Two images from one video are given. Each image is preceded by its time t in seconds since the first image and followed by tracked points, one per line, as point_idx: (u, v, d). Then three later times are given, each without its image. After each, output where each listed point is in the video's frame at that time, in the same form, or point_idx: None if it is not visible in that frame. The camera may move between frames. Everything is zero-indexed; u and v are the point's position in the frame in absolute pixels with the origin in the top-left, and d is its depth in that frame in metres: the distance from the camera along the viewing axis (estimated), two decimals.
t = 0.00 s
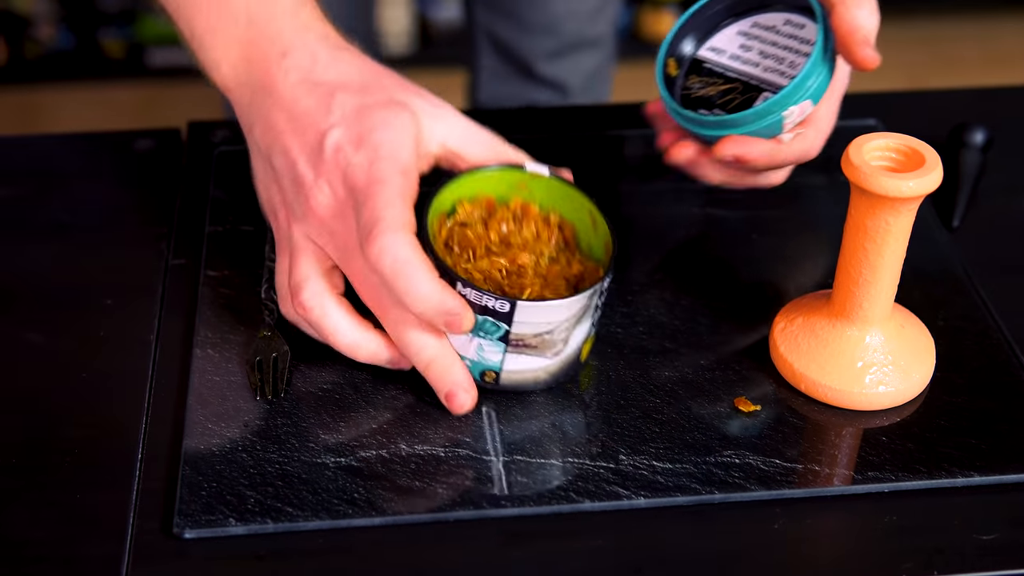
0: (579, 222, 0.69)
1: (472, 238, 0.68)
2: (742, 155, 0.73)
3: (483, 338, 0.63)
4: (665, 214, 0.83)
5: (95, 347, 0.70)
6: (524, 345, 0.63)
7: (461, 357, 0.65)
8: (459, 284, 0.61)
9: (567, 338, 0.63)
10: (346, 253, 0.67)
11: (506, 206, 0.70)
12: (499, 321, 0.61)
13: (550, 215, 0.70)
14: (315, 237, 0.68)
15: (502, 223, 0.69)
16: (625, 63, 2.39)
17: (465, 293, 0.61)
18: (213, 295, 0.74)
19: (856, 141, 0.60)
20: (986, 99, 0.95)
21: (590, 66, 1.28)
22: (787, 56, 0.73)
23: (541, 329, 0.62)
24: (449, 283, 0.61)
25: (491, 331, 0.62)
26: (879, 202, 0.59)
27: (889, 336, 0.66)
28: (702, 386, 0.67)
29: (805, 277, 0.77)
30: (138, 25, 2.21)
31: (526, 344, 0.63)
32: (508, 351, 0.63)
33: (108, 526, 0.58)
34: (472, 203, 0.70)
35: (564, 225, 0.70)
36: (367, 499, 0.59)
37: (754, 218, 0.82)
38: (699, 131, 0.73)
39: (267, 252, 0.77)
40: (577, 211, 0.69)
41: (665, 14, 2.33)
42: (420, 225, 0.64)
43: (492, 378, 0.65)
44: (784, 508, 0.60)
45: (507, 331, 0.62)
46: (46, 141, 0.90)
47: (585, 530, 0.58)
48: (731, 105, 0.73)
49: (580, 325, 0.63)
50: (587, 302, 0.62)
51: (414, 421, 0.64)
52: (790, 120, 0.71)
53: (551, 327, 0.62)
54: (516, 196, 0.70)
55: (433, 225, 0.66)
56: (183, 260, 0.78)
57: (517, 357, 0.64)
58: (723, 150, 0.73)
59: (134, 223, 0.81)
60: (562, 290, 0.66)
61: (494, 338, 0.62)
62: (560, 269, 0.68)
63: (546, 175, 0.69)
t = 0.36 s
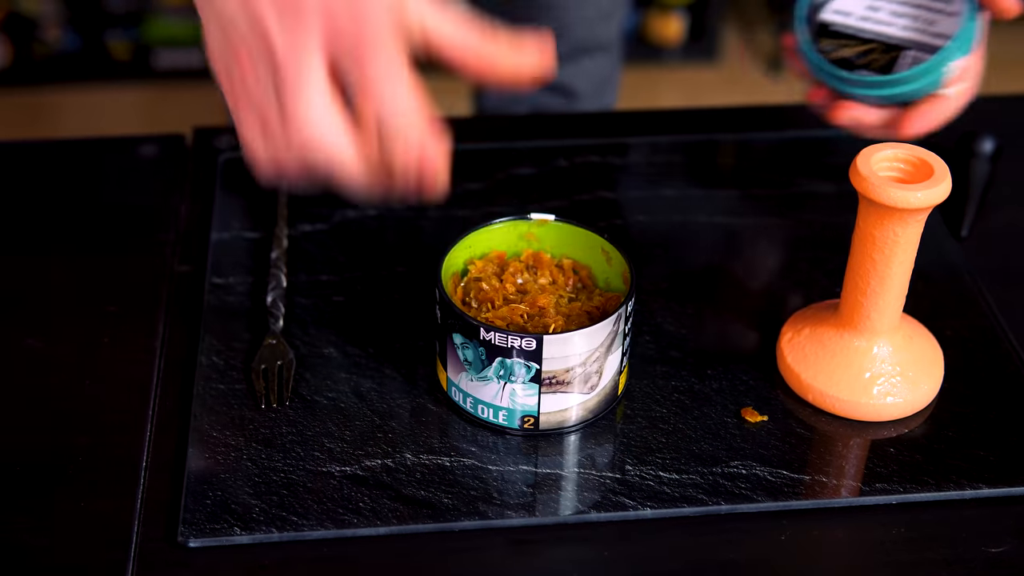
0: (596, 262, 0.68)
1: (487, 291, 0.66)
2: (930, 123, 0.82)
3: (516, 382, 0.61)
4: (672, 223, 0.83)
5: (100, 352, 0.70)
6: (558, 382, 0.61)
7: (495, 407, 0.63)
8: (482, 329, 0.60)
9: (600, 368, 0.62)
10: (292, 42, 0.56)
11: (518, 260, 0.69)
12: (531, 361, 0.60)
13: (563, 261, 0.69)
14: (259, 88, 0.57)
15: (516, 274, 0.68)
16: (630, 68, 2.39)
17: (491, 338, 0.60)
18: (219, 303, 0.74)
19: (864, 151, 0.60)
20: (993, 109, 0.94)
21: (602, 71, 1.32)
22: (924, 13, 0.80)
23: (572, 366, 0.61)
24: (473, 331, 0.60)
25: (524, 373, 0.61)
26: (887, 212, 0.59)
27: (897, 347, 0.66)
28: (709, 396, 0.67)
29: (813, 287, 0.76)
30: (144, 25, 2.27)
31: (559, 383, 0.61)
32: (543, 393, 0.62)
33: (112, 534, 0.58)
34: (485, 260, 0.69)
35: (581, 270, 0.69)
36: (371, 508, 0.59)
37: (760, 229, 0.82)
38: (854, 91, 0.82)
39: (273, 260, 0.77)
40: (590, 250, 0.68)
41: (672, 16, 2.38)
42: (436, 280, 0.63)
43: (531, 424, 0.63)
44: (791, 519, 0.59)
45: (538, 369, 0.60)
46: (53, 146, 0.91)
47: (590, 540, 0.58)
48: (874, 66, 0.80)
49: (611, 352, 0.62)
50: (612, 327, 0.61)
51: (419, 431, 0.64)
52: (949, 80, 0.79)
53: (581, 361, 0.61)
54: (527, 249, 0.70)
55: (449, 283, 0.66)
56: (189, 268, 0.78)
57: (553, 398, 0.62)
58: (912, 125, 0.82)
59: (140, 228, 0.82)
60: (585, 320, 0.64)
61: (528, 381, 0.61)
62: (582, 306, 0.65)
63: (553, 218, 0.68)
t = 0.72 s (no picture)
0: (600, 264, 0.68)
1: (490, 292, 0.65)
2: None
3: (519, 385, 0.61)
4: (676, 224, 0.82)
5: (102, 353, 0.70)
6: (561, 385, 0.61)
7: (498, 409, 0.63)
8: (485, 332, 0.59)
9: (604, 371, 0.62)
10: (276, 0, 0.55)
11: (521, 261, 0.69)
12: (534, 364, 0.59)
13: (567, 263, 0.69)
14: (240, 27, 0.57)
15: (519, 276, 0.67)
16: (635, 67, 2.39)
17: (494, 341, 0.59)
18: (220, 304, 0.74)
19: (871, 154, 0.60)
20: (1000, 111, 0.94)
21: (607, 72, 1.41)
22: None
23: (575, 368, 0.60)
24: (476, 334, 0.60)
25: (527, 376, 0.60)
26: (893, 215, 0.58)
27: (903, 350, 0.65)
28: (713, 399, 0.67)
29: (817, 288, 0.76)
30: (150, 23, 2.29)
31: (563, 386, 0.61)
32: (546, 396, 0.61)
33: (113, 537, 0.58)
34: (487, 262, 0.68)
35: (584, 272, 0.68)
36: (373, 512, 0.58)
37: (764, 230, 0.82)
38: None
39: (275, 261, 0.76)
40: (594, 252, 0.68)
41: (677, 16, 2.35)
42: (438, 281, 0.63)
43: (534, 427, 0.63)
44: (795, 524, 0.59)
45: (542, 373, 0.60)
46: (56, 145, 0.90)
47: (593, 544, 0.57)
48: None
49: (615, 355, 0.62)
50: (617, 330, 0.61)
51: (421, 433, 0.64)
52: None
53: (585, 363, 0.60)
54: (530, 251, 0.69)
55: (451, 285, 0.65)
56: (191, 268, 0.78)
57: (557, 402, 0.62)
58: None
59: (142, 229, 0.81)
60: (590, 321, 0.64)
61: (531, 384, 0.61)
62: (586, 307, 0.65)
63: (557, 219, 0.68)
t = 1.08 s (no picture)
0: (601, 265, 0.68)
1: (490, 292, 0.65)
2: None
3: (519, 384, 0.61)
4: (678, 225, 0.82)
5: (103, 352, 0.70)
6: (561, 385, 0.61)
7: (499, 409, 0.63)
8: (485, 331, 0.59)
9: (604, 371, 0.62)
10: None
11: (521, 261, 0.69)
12: (533, 364, 0.59)
13: (567, 263, 0.69)
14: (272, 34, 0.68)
15: (520, 276, 0.67)
16: (638, 68, 2.39)
17: (494, 340, 0.59)
18: (221, 304, 0.74)
19: (872, 154, 0.60)
20: (1001, 114, 0.94)
21: (609, 73, 1.42)
22: None
23: (575, 368, 0.60)
24: (476, 333, 0.60)
25: (527, 375, 0.60)
26: (894, 216, 0.58)
27: (904, 351, 0.65)
28: (713, 400, 0.67)
29: (818, 289, 0.76)
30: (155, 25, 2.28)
31: (563, 385, 0.61)
32: (546, 396, 0.61)
33: (113, 536, 0.58)
34: (487, 262, 0.68)
35: (585, 272, 0.68)
36: (373, 511, 0.59)
37: (765, 231, 0.82)
38: None
39: (276, 260, 0.77)
40: (594, 252, 0.68)
41: (682, 17, 2.36)
42: (439, 281, 0.63)
43: (534, 427, 0.63)
44: (795, 525, 0.59)
45: (542, 372, 0.60)
46: (58, 145, 0.91)
47: (593, 545, 0.57)
48: None
49: (615, 355, 0.62)
50: (617, 330, 0.61)
51: (421, 433, 0.64)
52: None
53: (584, 363, 0.60)
54: (530, 251, 0.69)
55: (452, 286, 0.65)
56: (192, 268, 0.78)
57: (557, 402, 0.62)
58: None
59: (144, 229, 0.81)
60: (590, 322, 0.64)
61: (531, 384, 0.61)
62: (587, 308, 0.65)
63: (558, 220, 0.68)
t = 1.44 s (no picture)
0: (598, 261, 0.68)
1: (488, 288, 0.66)
2: None
3: (516, 378, 0.61)
4: (677, 222, 0.83)
5: (102, 346, 0.70)
6: (558, 379, 0.61)
7: (496, 403, 0.63)
8: (482, 326, 0.59)
9: (601, 365, 0.62)
10: None
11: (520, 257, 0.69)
12: (530, 358, 0.60)
13: (565, 259, 0.69)
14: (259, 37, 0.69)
15: (518, 271, 0.68)
16: (640, 67, 2.39)
17: (491, 335, 0.59)
18: (221, 298, 0.74)
19: (869, 150, 0.60)
20: (1000, 112, 0.94)
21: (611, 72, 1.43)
22: None
23: (572, 362, 0.60)
24: (473, 327, 0.60)
25: (523, 370, 0.60)
26: (890, 212, 0.58)
27: (900, 346, 0.66)
28: (710, 395, 0.67)
29: (816, 285, 0.76)
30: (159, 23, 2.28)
31: (559, 379, 0.61)
32: (543, 390, 0.62)
33: (112, 529, 0.58)
34: (486, 258, 0.68)
35: (583, 268, 0.69)
36: (370, 503, 0.59)
37: (763, 228, 0.82)
38: None
39: (275, 255, 0.77)
40: (592, 248, 0.68)
41: (683, 16, 2.36)
42: (437, 276, 0.63)
43: (531, 421, 0.63)
44: (790, 519, 0.59)
45: (539, 367, 0.60)
46: (59, 141, 0.91)
47: (588, 538, 0.58)
48: None
49: (612, 350, 0.62)
50: (613, 324, 0.61)
51: (418, 427, 0.64)
52: None
53: (581, 358, 0.61)
54: (528, 247, 0.70)
55: (450, 280, 0.65)
56: (192, 263, 0.78)
57: (553, 396, 0.62)
58: None
59: (144, 224, 0.82)
60: (587, 317, 0.64)
61: (528, 378, 0.61)
62: (584, 303, 0.65)
63: (555, 215, 0.68)
